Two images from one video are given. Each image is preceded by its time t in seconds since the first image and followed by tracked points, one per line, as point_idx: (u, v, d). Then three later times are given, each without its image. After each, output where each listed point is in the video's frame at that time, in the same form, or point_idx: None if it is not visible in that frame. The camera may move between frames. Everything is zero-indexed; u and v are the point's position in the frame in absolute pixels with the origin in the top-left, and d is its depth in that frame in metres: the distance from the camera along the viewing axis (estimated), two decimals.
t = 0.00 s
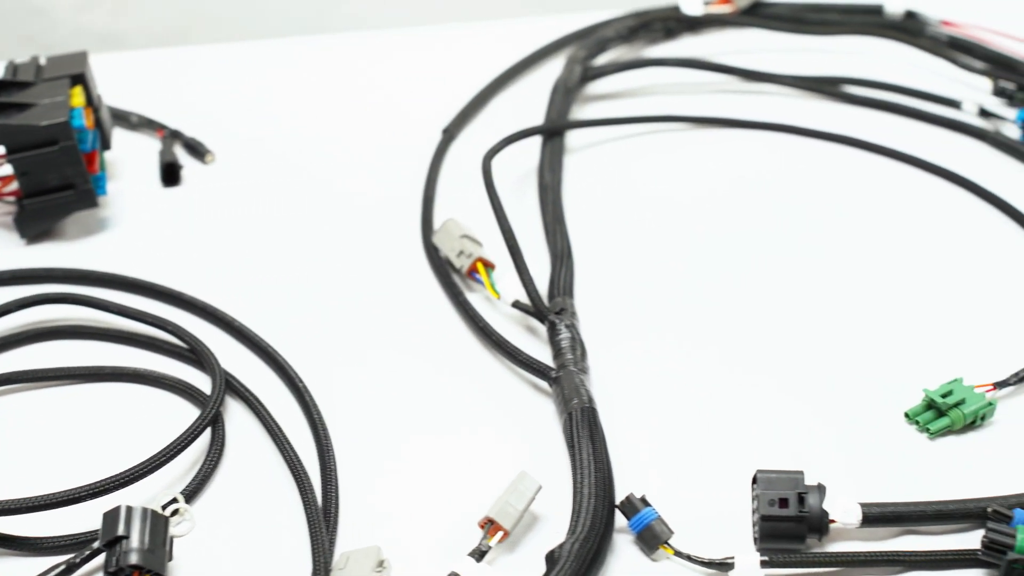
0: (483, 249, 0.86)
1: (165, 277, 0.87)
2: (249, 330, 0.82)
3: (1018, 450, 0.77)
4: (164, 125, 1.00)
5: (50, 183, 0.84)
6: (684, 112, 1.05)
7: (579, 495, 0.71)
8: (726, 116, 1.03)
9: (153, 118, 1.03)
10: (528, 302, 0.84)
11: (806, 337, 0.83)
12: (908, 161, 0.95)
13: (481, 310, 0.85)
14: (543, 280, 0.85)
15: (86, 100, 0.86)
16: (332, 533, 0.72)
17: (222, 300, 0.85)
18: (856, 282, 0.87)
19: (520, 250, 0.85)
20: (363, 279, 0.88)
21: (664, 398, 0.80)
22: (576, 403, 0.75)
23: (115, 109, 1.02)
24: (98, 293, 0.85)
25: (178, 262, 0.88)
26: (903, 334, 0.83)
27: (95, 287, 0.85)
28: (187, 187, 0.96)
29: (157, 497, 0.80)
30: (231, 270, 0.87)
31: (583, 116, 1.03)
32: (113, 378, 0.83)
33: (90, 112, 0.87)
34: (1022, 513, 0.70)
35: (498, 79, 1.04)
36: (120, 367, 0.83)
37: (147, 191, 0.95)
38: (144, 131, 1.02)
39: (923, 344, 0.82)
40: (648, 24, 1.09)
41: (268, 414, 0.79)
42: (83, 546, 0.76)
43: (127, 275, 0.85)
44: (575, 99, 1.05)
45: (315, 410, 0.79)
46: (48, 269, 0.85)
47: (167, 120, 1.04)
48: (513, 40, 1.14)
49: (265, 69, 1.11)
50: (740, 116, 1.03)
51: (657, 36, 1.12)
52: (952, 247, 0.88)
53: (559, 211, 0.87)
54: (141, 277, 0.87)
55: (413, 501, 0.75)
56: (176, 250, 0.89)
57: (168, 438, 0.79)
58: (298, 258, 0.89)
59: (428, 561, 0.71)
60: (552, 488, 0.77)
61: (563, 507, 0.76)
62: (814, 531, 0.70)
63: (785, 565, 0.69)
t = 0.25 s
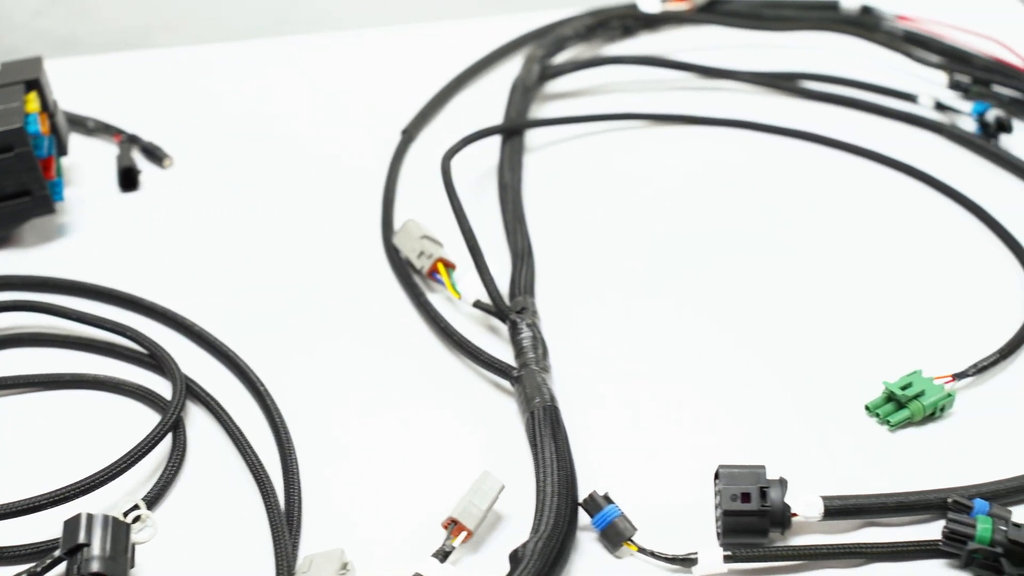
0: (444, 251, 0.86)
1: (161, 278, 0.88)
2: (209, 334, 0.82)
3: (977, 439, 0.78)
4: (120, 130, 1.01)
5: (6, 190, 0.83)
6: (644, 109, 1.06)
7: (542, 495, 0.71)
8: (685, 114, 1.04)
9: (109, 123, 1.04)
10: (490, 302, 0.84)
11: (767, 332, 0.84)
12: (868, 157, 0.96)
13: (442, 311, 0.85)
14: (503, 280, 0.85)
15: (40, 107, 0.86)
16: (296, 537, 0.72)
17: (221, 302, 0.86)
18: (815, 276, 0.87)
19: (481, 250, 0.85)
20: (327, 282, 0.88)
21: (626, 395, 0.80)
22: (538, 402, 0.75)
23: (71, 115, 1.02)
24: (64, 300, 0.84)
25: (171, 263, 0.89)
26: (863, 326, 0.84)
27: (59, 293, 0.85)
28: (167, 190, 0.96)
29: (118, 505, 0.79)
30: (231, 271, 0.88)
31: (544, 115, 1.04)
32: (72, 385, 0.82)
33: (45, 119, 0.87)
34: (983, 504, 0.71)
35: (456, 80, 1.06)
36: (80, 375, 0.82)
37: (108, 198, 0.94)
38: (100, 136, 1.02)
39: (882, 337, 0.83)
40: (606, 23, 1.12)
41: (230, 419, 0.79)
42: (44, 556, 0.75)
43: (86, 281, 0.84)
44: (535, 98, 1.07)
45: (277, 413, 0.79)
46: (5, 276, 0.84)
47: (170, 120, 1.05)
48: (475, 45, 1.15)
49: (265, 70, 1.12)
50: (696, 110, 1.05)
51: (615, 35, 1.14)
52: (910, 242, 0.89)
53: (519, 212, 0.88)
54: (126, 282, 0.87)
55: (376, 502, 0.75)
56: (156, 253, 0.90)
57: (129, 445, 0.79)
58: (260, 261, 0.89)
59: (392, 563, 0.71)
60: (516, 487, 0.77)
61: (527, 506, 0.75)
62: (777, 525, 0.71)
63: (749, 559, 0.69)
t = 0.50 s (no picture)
0: (401, 251, 0.87)
1: (158, 275, 0.88)
2: (166, 340, 0.81)
3: (935, 429, 0.78)
4: (74, 136, 1.01)
5: None
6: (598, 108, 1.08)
7: (503, 496, 0.70)
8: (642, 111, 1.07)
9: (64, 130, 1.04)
10: (448, 303, 0.84)
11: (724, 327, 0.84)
12: (827, 152, 0.99)
13: (401, 313, 0.85)
14: (462, 282, 0.85)
15: None
16: (256, 543, 0.71)
17: (220, 301, 0.87)
18: (772, 274, 0.88)
19: (438, 251, 0.85)
20: (288, 288, 0.88)
21: (585, 394, 0.80)
22: (498, 403, 0.75)
23: (25, 122, 1.02)
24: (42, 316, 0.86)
25: (165, 262, 0.90)
26: (820, 322, 0.84)
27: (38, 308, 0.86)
28: (157, 190, 0.97)
29: (75, 514, 0.78)
30: (231, 271, 0.89)
31: (500, 116, 1.07)
32: (29, 394, 0.81)
33: None
34: (940, 495, 0.71)
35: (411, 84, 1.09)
36: (36, 383, 0.81)
37: (62, 204, 0.94)
38: (55, 143, 1.02)
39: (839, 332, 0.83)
40: (560, 22, 1.16)
41: (189, 425, 0.78)
42: None
43: (42, 289, 0.84)
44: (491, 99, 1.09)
45: (236, 419, 0.78)
46: None
47: (170, 119, 1.07)
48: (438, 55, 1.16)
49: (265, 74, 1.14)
50: (651, 109, 1.07)
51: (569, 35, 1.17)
52: (868, 236, 0.91)
53: (476, 211, 0.89)
54: (116, 280, 0.88)
55: (335, 505, 0.74)
56: (146, 252, 0.90)
57: (86, 453, 0.78)
58: (222, 268, 0.89)
59: (352, 565, 0.70)
60: (477, 487, 0.76)
61: (489, 506, 0.75)
62: (737, 520, 0.70)
63: (710, 554, 0.69)
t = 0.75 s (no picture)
0: (353, 256, 0.87)
1: (158, 274, 0.90)
2: (117, 349, 0.81)
3: (889, 421, 0.78)
4: (21, 147, 1.01)
5: None
6: (548, 110, 1.09)
7: (458, 497, 0.70)
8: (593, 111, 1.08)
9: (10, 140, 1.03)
10: (400, 307, 0.84)
11: (671, 322, 0.85)
12: (779, 150, 1.01)
13: (353, 317, 0.85)
14: (414, 284, 0.85)
15: None
16: (210, 552, 0.70)
17: (220, 300, 0.88)
18: (726, 272, 0.89)
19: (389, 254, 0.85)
20: (244, 295, 0.88)
21: (538, 394, 0.80)
22: (451, 404, 0.74)
23: None
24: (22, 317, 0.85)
25: (161, 262, 0.91)
26: (773, 319, 0.85)
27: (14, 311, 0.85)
28: (150, 191, 0.99)
29: (26, 526, 0.77)
30: (231, 271, 0.90)
31: (451, 116, 1.08)
32: None
33: None
34: (892, 486, 0.71)
35: (359, 86, 1.10)
36: None
37: (10, 216, 0.94)
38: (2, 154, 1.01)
39: (791, 329, 0.84)
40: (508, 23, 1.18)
41: (140, 435, 0.77)
42: None
43: None
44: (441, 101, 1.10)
45: (188, 427, 0.78)
46: None
47: (170, 119, 1.08)
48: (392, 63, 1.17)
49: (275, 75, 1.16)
50: (598, 108, 1.09)
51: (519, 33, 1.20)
52: (821, 232, 0.92)
53: (426, 213, 0.90)
54: (113, 280, 0.89)
55: (290, 511, 0.74)
56: (136, 253, 0.92)
57: (36, 465, 0.77)
58: (176, 278, 0.89)
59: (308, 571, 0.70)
60: (432, 489, 0.76)
61: (444, 508, 0.75)
62: (692, 516, 0.71)
63: (666, 551, 0.69)
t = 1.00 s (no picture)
0: (315, 259, 0.88)
1: (162, 271, 0.91)
2: (78, 355, 0.81)
3: (854, 415, 0.78)
4: None
5: None
6: (511, 108, 1.12)
7: (423, 498, 0.69)
8: (558, 111, 1.11)
9: None
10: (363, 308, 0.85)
11: (630, 317, 0.86)
12: (739, 148, 1.04)
13: (316, 320, 0.85)
14: (377, 286, 0.86)
15: None
16: (174, 557, 0.69)
17: (221, 297, 0.89)
18: (684, 269, 0.90)
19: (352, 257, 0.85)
20: (211, 299, 0.89)
21: (501, 394, 0.80)
22: (416, 405, 0.74)
23: None
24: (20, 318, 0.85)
25: (160, 260, 0.92)
26: (734, 315, 0.85)
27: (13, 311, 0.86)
28: (149, 191, 1.00)
29: None
30: (231, 269, 0.91)
31: (413, 117, 1.11)
32: None
33: None
34: (855, 479, 0.71)
35: (320, 90, 1.12)
36: None
37: None
38: None
39: (751, 326, 0.85)
40: (469, 23, 1.21)
41: (102, 441, 0.76)
42: None
43: None
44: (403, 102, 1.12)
45: (151, 432, 0.77)
46: None
47: (170, 119, 1.10)
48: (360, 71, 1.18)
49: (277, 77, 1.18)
50: (558, 108, 1.12)
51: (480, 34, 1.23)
52: (782, 232, 0.94)
53: (389, 215, 0.91)
54: (111, 278, 0.90)
55: (253, 515, 0.73)
56: (133, 251, 0.93)
57: None
58: (145, 283, 0.90)
59: None
60: (397, 491, 0.75)
61: (409, 509, 0.74)
62: (658, 514, 0.70)
63: (631, 549, 0.68)
